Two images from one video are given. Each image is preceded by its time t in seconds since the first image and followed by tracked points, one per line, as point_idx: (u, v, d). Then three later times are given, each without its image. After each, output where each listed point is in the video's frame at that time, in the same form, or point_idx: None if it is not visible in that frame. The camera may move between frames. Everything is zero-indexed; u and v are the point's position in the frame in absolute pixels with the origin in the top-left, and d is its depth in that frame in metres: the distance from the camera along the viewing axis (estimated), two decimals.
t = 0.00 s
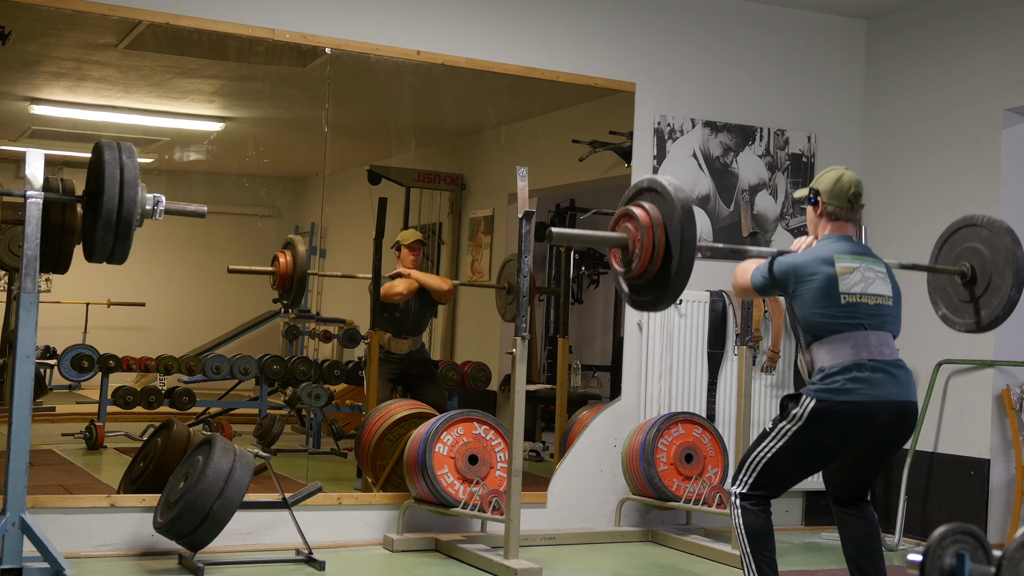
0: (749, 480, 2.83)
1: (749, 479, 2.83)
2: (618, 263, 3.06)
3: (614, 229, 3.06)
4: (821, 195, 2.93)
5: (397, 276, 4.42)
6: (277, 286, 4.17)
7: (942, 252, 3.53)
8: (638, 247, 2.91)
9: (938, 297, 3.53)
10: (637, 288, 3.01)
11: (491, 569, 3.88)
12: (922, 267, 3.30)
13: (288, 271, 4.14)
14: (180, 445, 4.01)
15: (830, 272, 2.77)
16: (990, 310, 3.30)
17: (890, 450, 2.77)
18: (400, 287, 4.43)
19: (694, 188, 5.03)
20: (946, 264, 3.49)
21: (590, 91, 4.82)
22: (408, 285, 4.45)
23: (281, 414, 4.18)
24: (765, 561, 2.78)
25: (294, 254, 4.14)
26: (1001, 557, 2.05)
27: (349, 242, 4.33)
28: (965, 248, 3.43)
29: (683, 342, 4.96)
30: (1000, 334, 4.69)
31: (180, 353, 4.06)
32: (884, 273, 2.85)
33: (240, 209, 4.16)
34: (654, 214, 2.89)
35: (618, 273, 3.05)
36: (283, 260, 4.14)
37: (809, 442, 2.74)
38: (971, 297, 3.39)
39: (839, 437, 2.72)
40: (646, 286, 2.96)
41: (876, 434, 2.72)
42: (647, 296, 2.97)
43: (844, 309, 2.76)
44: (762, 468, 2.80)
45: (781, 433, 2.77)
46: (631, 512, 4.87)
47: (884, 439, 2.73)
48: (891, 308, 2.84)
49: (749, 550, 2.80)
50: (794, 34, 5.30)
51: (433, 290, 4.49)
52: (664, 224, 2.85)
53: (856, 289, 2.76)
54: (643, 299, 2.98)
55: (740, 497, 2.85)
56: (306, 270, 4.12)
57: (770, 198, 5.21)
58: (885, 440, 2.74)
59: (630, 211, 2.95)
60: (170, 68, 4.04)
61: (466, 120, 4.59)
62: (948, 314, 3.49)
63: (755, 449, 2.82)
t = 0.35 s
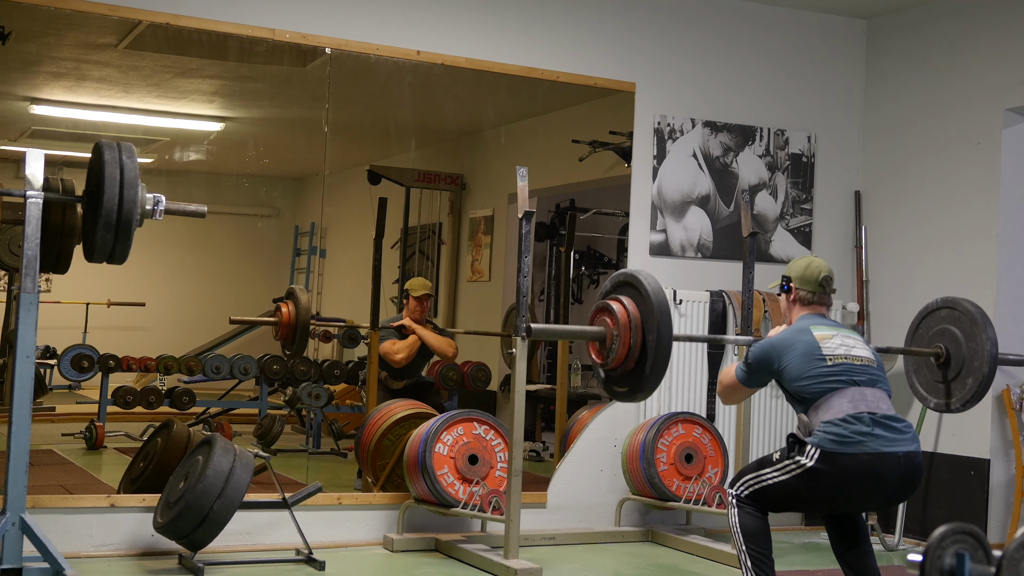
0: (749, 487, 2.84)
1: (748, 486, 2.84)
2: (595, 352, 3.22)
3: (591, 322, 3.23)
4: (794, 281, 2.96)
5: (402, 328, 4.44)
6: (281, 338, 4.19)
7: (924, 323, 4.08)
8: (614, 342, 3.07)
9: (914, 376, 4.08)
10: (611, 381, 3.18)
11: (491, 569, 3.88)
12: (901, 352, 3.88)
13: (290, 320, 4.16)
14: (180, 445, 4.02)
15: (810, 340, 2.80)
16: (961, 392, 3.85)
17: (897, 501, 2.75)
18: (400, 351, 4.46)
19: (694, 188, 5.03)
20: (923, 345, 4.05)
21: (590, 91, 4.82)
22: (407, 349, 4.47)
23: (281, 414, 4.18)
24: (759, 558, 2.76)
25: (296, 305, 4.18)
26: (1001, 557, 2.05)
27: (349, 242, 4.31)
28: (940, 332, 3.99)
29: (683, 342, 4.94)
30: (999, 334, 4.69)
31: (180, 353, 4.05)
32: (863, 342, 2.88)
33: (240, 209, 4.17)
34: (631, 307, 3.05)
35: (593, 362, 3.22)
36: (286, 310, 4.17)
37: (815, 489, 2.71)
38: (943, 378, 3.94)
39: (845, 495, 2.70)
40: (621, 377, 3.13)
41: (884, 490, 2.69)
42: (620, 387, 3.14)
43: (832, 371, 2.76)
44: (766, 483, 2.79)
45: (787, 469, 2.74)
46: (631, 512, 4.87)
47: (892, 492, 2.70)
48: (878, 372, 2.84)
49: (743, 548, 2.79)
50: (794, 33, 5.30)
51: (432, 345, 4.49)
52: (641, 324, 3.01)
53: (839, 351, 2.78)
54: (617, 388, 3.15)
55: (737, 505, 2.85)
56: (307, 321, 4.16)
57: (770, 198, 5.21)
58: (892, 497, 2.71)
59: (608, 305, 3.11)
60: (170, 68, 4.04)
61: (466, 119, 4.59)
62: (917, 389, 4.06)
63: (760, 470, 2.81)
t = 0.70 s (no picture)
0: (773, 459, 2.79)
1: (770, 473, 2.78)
2: (629, 190, 3.05)
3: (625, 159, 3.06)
4: (835, 132, 2.89)
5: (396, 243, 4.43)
6: (276, 249, 4.21)
7: (958, 185, 3.63)
8: (649, 176, 2.91)
9: (942, 247, 3.69)
10: (648, 218, 3.01)
11: (491, 569, 3.88)
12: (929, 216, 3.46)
13: (286, 233, 4.18)
14: (180, 445, 4.01)
15: (835, 217, 2.78)
16: (995, 252, 3.44)
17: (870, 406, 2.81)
18: (400, 249, 4.43)
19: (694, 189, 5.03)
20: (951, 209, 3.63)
21: (590, 91, 4.82)
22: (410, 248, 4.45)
23: (281, 414, 4.18)
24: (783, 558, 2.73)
25: (293, 219, 4.19)
26: (1001, 557, 2.05)
27: (350, 242, 4.34)
28: (968, 196, 3.57)
29: (683, 342, 4.96)
30: (1000, 334, 4.69)
31: (180, 353, 4.06)
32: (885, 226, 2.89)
33: (240, 210, 4.15)
34: (667, 137, 2.88)
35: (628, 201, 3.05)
36: (282, 223, 4.19)
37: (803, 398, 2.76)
38: (975, 244, 3.54)
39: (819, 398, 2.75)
40: (656, 214, 2.97)
41: (856, 389, 2.76)
42: (658, 222, 2.97)
43: (843, 254, 2.78)
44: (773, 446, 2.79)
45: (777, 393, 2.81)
46: (631, 512, 4.88)
47: (862, 395, 2.77)
48: (887, 259, 2.87)
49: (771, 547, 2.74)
50: (794, 33, 5.30)
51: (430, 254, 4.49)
52: (679, 150, 2.85)
53: (857, 238, 2.79)
54: (653, 226, 2.99)
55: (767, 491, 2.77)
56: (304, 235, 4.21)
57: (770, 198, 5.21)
58: (862, 400, 2.78)
59: (643, 137, 2.94)
60: (170, 68, 4.04)
61: (466, 119, 4.60)
62: (953, 265, 3.64)
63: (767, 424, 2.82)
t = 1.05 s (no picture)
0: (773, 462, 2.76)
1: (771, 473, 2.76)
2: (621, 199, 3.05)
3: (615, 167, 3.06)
4: (824, 135, 2.88)
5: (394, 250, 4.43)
6: (276, 252, 4.19)
7: (958, 182, 3.62)
8: (639, 186, 2.91)
9: (938, 248, 3.70)
10: (639, 227, 3.02)
11: (491, 569, 3.88)
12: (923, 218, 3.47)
13: (286, 237, 4.16)
14: (180, 445, 4.01)
15: (829, 220, 2.75)
16: (990, 254, 3.45)
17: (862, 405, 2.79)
18: (400, 251, 4.45)
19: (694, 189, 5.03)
20: (947, 209, 3.65)
21: (590, 91, 4.82)
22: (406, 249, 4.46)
23: (281, 414, 4.18)
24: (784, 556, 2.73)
25: (292, 220, 4.17)
26: (1001, 557, 2.05)
27: (349, 243, 4.33)
28: (964, 196, 3.58)
29: (683, 342, 4.96)
30: (999, 334, 4.69)
31: (180, 353, 4.06)
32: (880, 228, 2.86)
33: (240, 210, 4.16)
34: (656, 147, 2.89)
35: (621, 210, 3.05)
36: (283, 226, 4.17)
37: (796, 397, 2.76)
38: (970, 244, 3.55)
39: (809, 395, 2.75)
40: (649, 223, 2.97)
41: (843, 388, 2.75)
42: (648, 230, 2.98)
43: (836, 258, 2.76)
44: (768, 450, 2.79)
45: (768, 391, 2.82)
46: (631, 512, 4.88)
47: (852, 393, 2.76)
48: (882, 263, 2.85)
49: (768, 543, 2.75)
50: (794, 33, 5.30)
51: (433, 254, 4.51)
52: (667, 158, 2.85)
53: (850, 241, 2.77)
54: (647, 235, 2.98)
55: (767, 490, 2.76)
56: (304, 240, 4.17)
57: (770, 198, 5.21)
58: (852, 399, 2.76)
59: (633, 146, 2.95)
60: (170, 68, 4.04)
61: (466, 119, 4.60)
62: (947, 264, 3.66)
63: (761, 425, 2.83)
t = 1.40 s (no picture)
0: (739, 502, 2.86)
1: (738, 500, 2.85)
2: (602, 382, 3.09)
3: (596, 352, 3.10)
4: (797, 303, 2.94)
5: (401, 339, 4.43)
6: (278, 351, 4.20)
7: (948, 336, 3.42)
8: (620, 370, 2.94)
9: (921, 401, 3.50)
10: (617, 410, 3.05)
11: (491, 569, 3.88)
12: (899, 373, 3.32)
13: (290, 335, 4.19)
14: (180, 445, 4.03)
15: (814, 377, 2.75)
16: (971, 413, 3.27)
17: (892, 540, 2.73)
18: (400, 358, 4.46)
19: (694, 188, 5.03)
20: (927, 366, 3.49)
21: (590, 91, 4.82)
22: (410, 356, 4.48)
23: (280, 414, 4.17)
24: (756, 560, 2.75)
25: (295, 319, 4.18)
26: (1001, 557, 2.05)
27: (349, 242, 4.31)
28: (944, 352, 3.41)
29: (683, 341, 4.96)
30: (1000, 334, 4.69)
31: (180, 353, 4.05)
32: (868, 377, 2.82)
33: (240, 210, 4.17)
34: (637, 335, 2.92)
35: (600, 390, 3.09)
36: (284, 325, 4.18)
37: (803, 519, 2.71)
38: (950, 402, 3.37)
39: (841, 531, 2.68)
40: (626, 406, 3.00)
41: (875, 527, 2.66)
42: (626, 415, 3.01)
43: (831, 413, 2.73)
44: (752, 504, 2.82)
45: (780, 498, 2.75)
46: (630, 513, 4.87)
47: (885, 530, 2.68)
48: (881, 412, 2.80)
49: (738, 552, 2.77)
50: (794, 33, 5.30)
51: (433, 355, 4.50)
52: (647, 355, 2.88)
53: (841, 391, 2.74)
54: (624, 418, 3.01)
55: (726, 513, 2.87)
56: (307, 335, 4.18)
57: (770, 198, 5.21)
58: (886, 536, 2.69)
59: (612, 332, 2.99)
60: (170, 68, 4.04)
61: (466, 119, 4.59)
62: (932, 419, 3.46)
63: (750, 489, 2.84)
